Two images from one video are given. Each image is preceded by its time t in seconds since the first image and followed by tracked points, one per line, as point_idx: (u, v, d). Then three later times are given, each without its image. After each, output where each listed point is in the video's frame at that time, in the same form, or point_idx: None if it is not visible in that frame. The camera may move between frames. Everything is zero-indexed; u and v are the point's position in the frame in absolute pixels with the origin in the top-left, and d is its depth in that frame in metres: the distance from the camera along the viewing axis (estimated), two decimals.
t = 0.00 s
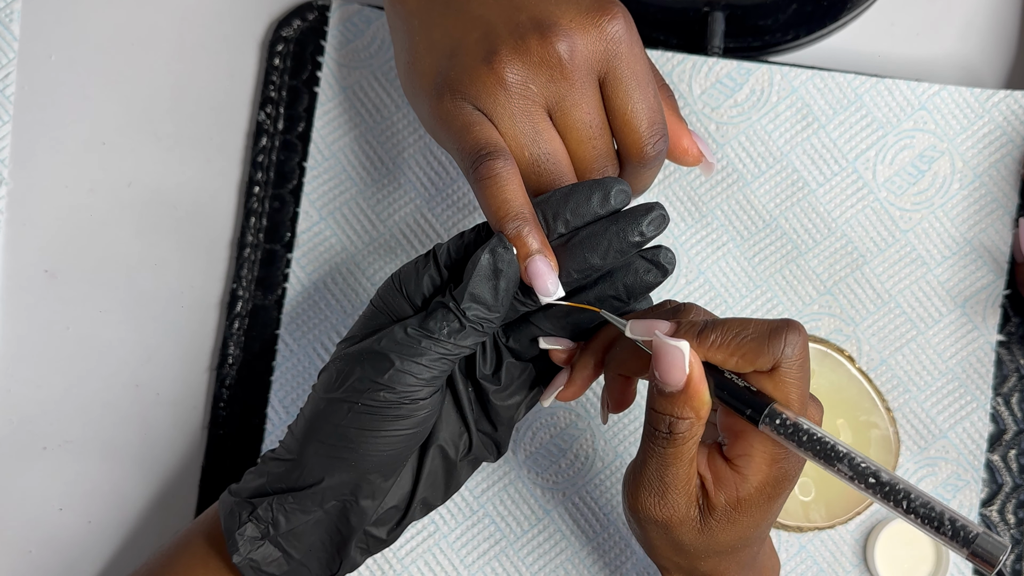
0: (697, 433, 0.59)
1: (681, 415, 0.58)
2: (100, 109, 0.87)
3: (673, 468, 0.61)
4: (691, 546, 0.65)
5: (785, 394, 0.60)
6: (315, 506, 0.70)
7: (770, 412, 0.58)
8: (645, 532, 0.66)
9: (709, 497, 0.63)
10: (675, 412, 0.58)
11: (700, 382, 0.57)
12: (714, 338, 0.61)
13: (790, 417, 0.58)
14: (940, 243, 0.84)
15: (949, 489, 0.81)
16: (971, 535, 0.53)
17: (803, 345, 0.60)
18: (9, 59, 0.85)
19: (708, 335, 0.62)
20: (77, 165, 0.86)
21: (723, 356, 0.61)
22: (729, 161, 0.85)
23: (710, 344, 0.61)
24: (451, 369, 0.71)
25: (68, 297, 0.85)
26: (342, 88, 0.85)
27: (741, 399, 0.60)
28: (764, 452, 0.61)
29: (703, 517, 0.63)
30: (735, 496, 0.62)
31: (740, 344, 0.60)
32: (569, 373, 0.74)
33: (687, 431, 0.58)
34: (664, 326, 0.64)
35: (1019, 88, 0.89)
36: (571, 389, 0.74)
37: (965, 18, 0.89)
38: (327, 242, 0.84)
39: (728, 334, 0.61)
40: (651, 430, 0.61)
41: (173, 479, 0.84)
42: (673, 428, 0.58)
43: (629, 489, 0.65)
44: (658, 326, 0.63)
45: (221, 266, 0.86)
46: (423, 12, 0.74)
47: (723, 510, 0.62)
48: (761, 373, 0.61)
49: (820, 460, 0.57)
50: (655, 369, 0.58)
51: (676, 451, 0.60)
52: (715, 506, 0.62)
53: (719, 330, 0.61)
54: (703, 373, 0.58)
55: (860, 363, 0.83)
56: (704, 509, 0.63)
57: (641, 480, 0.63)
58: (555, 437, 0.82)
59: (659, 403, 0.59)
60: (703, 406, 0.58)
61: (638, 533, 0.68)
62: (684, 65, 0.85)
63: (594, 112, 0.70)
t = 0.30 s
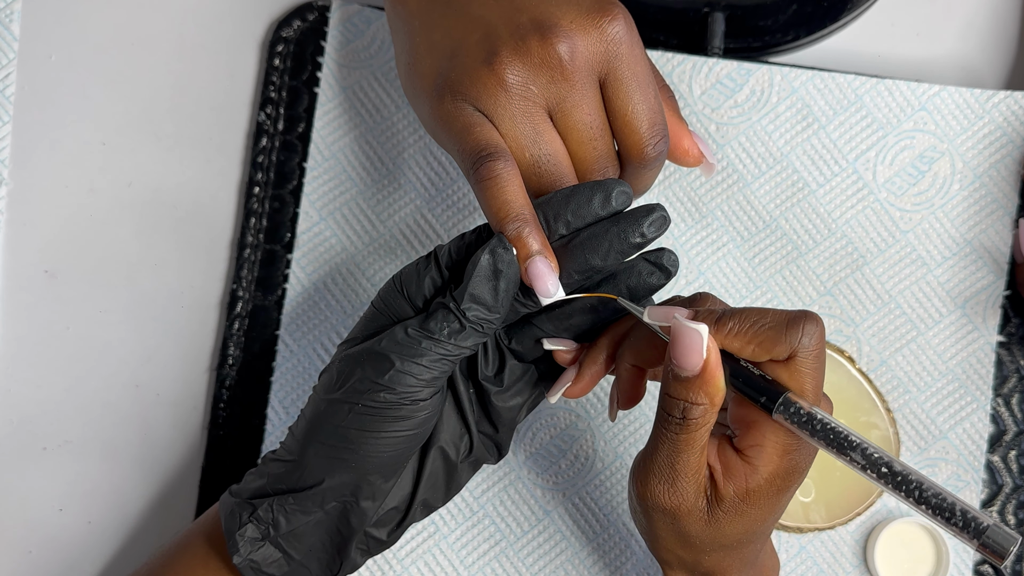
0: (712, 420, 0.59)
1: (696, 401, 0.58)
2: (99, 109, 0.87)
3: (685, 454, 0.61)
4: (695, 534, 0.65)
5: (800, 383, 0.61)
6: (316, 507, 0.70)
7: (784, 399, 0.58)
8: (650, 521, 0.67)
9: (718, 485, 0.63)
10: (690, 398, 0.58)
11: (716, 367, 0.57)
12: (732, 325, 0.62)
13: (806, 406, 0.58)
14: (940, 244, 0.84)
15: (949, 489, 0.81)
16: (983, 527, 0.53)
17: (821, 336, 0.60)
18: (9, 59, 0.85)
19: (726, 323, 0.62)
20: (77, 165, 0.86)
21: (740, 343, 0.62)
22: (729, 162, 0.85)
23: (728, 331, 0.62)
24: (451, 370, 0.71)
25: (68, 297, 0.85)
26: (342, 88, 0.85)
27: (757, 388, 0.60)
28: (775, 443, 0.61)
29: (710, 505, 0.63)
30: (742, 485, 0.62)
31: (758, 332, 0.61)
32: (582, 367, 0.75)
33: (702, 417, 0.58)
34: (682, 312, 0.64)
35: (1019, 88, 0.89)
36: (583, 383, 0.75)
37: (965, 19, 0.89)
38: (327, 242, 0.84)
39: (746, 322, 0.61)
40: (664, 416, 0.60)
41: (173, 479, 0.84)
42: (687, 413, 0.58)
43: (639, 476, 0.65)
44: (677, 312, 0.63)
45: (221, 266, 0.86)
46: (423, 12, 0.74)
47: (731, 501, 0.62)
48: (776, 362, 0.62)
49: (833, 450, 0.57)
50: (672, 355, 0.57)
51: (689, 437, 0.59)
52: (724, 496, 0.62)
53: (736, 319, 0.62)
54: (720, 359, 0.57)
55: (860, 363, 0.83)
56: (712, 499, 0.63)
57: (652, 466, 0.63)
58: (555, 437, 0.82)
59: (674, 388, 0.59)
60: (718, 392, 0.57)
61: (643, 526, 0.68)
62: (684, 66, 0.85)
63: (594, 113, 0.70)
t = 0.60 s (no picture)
0: (684, 450, 0.59)
1: (665, 427, 0.59)
2: (99, 109, 0.87)
3: (609, 536, 0.64)
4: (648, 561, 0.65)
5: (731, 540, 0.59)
6: (317, 506, 0.70)
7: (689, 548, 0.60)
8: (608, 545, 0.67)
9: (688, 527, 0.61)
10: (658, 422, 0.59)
11: (641, 483, 0.60)
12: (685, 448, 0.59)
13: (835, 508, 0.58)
14: (940, 244, 0.84)
15: (949, 489, 0.81)
16: None
17: (750, 505, 0.59)
18: (9, 59, 0.85)
19: (672, 442, 0.58)
20: (76, 165, 0.86)
21: (681, 459, 0.59)
22: (729, 161, 0.85)
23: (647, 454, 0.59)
24: (453, 369, 0.71)
25: (68, 297, 0.85)
26: (342, 88, 0.85)
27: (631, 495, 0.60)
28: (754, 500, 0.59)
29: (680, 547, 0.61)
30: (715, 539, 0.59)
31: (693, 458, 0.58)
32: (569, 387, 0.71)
33: (673, 442, 0.59)
34: (639, 413, 0.59)
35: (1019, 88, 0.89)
36: (568, 400, 0.72)
37: (965, 18, 0.89)
38: (328, 242, 0.84)
39: (688, 450, 0.58)
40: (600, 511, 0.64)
41: (173, 479, 0.84)
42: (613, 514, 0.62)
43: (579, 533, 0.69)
44: (635, 406, 0.59)
45: (221, 266, 0.86)
46: (423, 12, 0.74)
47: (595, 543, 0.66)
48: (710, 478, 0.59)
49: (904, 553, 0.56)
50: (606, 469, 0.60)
51: (643, 466, 0.60)
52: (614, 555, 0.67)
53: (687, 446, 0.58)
54: (645, 472, 0.60)
55: (860, 363, 0.83)
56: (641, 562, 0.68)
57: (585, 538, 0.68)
58: (555, 438, 0.82)
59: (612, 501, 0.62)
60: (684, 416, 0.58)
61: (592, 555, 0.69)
62: (684, 66, 0.85)
63: (594, 111, 0.70)
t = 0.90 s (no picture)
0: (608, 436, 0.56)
1: (595, 415, 0.58)
2: (99, 109, 0.87)
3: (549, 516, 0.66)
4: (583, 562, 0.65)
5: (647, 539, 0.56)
6: (319, 507, 0.70)
7: (594, 532, 0.59)
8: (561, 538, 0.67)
9: (597, 516, 0.59)
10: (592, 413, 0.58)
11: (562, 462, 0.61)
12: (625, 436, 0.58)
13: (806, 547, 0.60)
14: (939, 245, 0.84)
15: (949, 490, 0.81)
16: None
17: (652, 501, 0.53)
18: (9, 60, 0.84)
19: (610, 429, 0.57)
20: (76, 166, 0.86)
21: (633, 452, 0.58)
22: (729, 162, 0.85)
23: (582, 445, 0.57)
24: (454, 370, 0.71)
25: (68, 298, 0.85)
26: (342, 88, 0.85)
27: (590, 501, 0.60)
28: (656, 496, 0.54)
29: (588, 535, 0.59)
30: (630, 542, 0.56)
31: (609, 448, 0.56)
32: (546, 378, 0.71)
33: (596, 430, 0.57)
34: (576, 398, 0.59)
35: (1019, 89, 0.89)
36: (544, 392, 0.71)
37: (965, 19, 0.89)
38: (328, 243, 0.84)
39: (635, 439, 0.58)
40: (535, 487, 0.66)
41: (173, 480, 0.84)
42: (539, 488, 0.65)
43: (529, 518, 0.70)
44: (571, 391, 0.59)
45: (221, 267, 0.86)
46: (423, 12, 0.74)
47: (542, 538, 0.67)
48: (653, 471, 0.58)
49: None
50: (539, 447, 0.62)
51: (569, 445, 0.61)
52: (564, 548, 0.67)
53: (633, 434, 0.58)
54: (569, 454, 0.61)
55: (860, 364, 0.84)
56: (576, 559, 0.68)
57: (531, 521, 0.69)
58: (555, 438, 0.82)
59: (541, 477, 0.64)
60: (624, 413, 0.58)
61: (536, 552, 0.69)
62: (684, 66, 0.85)
63: (594, 112, 0.70)
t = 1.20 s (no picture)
0: (608, 433, 0.56)
1: (594, 411, 0.58)
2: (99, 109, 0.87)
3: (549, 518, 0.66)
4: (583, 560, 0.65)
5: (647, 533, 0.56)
6: (319, 505, 0.70)
7: (596, 529, 0.58)
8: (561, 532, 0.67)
9: (598, 513, 0.59)
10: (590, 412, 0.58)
11: (562, 461, 0.61)
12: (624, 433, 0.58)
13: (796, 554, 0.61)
14: (940, 244, 0.84)
15: (949, 489, 0.81)
16: None
17: (654, 494, 0.53)
18: (9, 59, 0.85)
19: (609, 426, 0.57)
20: (76, 165, 0.86)
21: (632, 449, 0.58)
22: (729, 161, 0.85)
23: (582, 442, 0.57)
24: (454, 369, 0.71)
25: (68, 297, 0.85)
26: (342, 88, 0.85)
27: (592, 499, 0.60)
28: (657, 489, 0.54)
29: (590, 532, 0.59)
30: (632, 537, 0.56)
31: (609, 444, 0.56)
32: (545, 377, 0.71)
33: (596, 426, 0.57)
34: (575, 396, 0.59)
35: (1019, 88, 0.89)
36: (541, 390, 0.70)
37: (965, 18, 0.89)
38: (327, 242, 0.84)
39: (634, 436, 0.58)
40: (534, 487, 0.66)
41: (173, 479, 0.84)
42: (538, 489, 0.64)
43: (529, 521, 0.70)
44: (570, 389, 0.59)
45: (221, 266, 0.86)
46: (423, 11, 0.74)
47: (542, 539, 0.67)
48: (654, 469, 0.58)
49: None
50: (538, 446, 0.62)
51: (568, 443, 0.60)
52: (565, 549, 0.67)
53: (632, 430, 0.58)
54: (569, 453, 0.61)
55: (860, 363, 0.84)
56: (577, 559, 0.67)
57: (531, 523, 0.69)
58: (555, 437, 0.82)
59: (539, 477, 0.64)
60: (621, 411, 0.58)
61: (537, 551, 0.69)
62: (684, 66, 0.85)
63: (593, 111, 0.70)
